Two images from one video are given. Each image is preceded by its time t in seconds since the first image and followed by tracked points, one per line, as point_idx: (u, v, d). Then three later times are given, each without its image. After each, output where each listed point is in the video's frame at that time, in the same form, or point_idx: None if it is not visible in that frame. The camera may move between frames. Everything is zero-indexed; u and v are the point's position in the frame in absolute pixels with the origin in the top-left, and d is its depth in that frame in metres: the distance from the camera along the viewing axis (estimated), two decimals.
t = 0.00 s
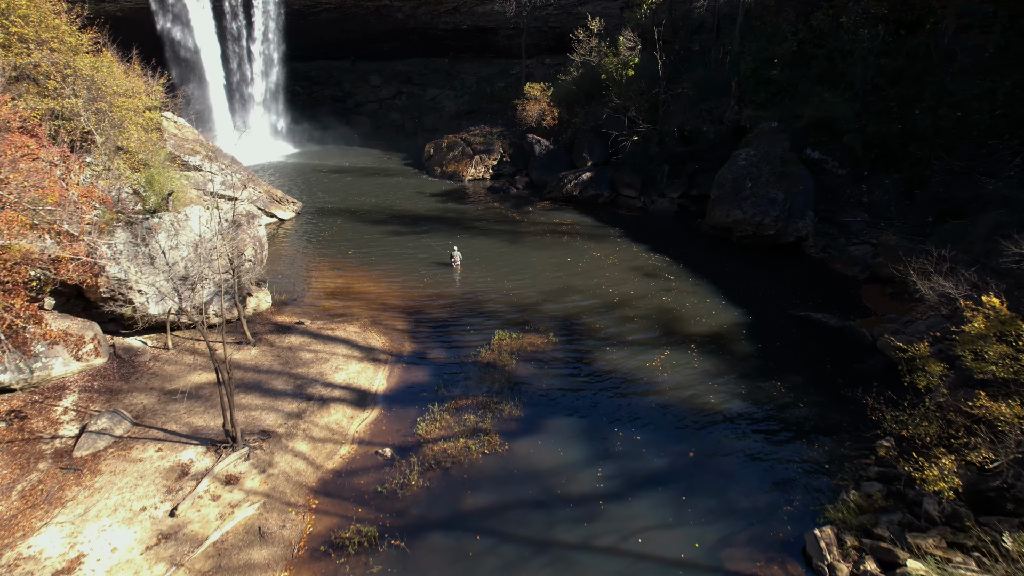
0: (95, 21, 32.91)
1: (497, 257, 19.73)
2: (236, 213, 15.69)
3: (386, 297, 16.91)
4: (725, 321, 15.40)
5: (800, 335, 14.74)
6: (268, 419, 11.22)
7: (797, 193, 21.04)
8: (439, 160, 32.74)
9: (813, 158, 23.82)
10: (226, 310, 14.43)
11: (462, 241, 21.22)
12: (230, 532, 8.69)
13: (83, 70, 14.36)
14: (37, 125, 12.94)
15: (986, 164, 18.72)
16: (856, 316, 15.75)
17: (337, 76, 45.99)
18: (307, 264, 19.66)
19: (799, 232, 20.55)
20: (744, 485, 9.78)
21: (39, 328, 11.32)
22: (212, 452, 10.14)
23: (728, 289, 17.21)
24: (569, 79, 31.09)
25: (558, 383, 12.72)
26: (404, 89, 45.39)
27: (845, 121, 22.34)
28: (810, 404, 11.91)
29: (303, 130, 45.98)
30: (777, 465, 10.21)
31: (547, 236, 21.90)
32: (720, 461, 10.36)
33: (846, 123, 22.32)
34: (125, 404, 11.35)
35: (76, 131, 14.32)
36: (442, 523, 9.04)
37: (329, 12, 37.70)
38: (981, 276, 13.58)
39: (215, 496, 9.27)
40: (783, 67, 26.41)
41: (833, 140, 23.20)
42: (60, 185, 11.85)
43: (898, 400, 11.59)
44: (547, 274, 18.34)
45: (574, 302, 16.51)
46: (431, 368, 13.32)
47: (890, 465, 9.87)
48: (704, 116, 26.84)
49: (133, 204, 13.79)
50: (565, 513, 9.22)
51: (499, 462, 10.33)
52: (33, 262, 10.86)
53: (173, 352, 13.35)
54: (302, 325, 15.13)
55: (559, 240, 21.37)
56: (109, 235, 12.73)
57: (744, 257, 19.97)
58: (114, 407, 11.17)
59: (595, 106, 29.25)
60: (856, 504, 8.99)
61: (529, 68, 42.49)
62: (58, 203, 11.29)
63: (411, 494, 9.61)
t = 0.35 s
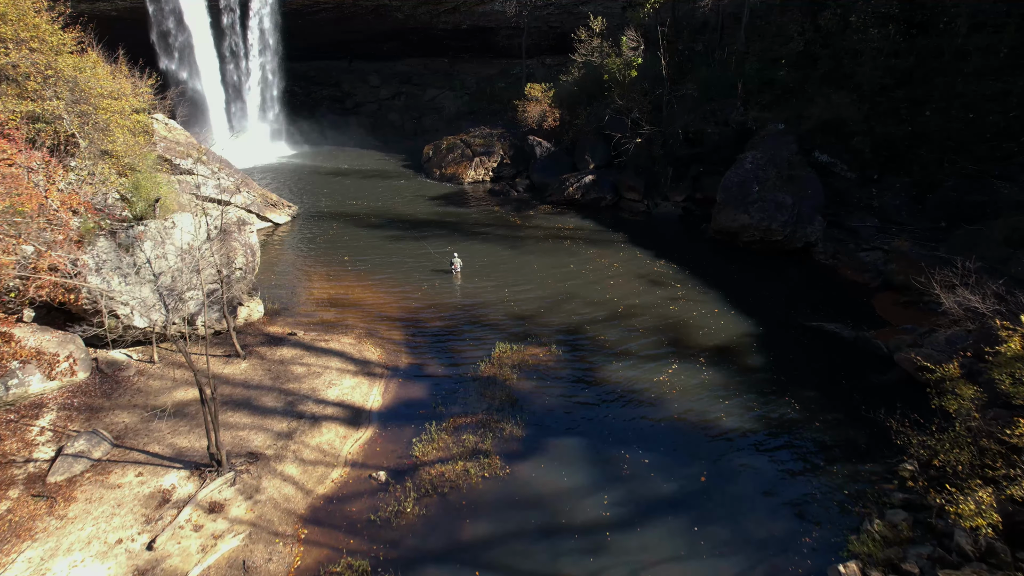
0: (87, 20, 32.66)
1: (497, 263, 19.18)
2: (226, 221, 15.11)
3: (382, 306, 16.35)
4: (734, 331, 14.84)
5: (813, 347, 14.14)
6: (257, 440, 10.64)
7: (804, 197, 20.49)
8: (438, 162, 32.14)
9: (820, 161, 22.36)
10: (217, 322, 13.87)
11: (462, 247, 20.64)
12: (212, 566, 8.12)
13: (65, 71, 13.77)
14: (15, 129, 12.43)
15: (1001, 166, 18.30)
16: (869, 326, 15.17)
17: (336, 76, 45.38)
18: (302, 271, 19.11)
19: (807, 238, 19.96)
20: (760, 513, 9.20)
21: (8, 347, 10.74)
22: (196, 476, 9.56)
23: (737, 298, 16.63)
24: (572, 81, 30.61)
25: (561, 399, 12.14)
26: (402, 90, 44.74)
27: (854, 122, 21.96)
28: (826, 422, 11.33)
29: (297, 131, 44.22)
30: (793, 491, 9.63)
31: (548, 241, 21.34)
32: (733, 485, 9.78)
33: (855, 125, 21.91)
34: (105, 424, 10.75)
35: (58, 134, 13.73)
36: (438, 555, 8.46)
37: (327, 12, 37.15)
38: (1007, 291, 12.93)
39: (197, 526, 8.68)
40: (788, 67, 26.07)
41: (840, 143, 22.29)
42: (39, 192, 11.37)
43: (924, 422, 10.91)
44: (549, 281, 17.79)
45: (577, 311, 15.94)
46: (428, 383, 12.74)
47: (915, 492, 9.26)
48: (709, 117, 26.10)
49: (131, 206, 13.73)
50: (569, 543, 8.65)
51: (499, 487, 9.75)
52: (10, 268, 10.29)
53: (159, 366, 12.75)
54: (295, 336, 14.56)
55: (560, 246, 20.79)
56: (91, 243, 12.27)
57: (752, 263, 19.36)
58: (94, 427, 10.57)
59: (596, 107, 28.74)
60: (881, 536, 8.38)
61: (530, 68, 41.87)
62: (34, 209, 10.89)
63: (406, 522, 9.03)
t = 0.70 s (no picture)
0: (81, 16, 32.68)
1: (498, 269, 18.65)
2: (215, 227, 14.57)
3: (379, 315, 15.82)
4: (744, 342, 14.30)
5: (826, 360, 13.56)
6: (245, 462, 10.09)
7: (813, 201, 19.96)
8: (437, 164, 31.50)
9: (827, 164, 22.41)
10: (208, 332, 13.25)
11: (462, 252, 20.11)
12: None
13: (46, 73, 13.26)
14: None
15: (1013, 171, 17.56)
16: (883, 336, 14.62)
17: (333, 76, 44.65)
18: (297, 278, 18.59)
19: (817, 244, 19.42)
20: (777, 543, 8.66)
21: None
22: (179, 503, 9.00)
23: (745, 306, 16.08)
24: (573, 81, 29.85)
25: (564, 416, 11.60)
26: (401, 90, 44.05)
27: (864, 125, 20.99)
28: (844, 442, 10.80)
29: (298, 131, 44.04)
30: (812, 518, 9.09)
31: (550, 246, 20.79)
32: (747, 510, 9.24)
33: (865, 128, 20.95)
34: (85, 444, 10.18)
35: (38, 138, 13.15)
36: None
37: (326, 12, 36.72)
38: None
39: (179, 559, 8.13)
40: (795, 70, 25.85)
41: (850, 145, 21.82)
42: (17, 200, 10.79)
43: (953, 447, 10.30)
44: (551, 288, 17.27)
45: (581, 319, 15.41)
46: (426, 399, 12.21)
47: (943, 520, 8.70)
48: (714, 119, 25.66)
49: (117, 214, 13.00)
50: None
51: (501, 513, 9.20)
52: None
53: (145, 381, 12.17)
54: (287, 348, 14.02)
55: (562, 251, 20.27)
56: (70, 254, 11.72)
57: (760, 270, 18.81)
58: (73, 448, 10.00)
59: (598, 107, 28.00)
60: (907, 569, 7.85)
61: (530, 69, 41.27)
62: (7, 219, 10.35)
63: (401, 553, 8.48)
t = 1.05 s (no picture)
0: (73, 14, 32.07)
1: (498, 277, 18.04)
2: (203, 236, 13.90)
3: (375, 326, 15.22)
4: (755, 356, 13.70)
5: (843, 376, 12.93)
6: (229, 489, 9.47)
7: (823, 207, 19.37)
8: (436, 166, 30.92)
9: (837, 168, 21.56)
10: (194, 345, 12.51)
11: (461, 259, 19.52)
12: None
13: (24, 75, 12.66)
14: None
15: None
16: (900, 349, 14.01)
17: (332, 77, 44.16)
18: (290, 286, 17.99)
19: (827, 250, 18.82)
20: None
21: None
22: (156, 536, 8.39)
23: (755, 317, 15.49)
24: (575, 82, 29.53)
25: (568, 436, 11.01)
26: (401, 91, 43.39)
27: (873, 127, 20.08)
28: (865, 466, 10.20)
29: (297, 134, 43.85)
30: (835, 551, 8.49)
31: (552, 252, 20.19)
32: (766, 543, 8.64)
33: (874, 130, 20.08)
34: (59, 470, 9.54)
35: (16, 144, 12.52)
36: None
37: (324, 11, 36.16)
38: None
39: None
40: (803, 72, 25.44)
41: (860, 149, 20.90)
42: None
43: (989, 480, 9.60)
44: (553, 297, 16.67)
45: (585, 331, 14.82)
46: (423, 418, 11.61)
47: (976, 556, 8.10)
48: (719, 121, 25.14)
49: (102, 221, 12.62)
50: None
51: (502, 545, 8.59)
52: None
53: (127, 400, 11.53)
54: (279, 362, 13.43)
55: (564, 258, 19.68)
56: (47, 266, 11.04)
57: (769, 278, 18.20)
58: (46, 474, 9.36)
59: (601, 109, 27.23)
60: None
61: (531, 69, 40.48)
62: None
63: None
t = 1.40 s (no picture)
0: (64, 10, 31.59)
1: (499, 285, 17.48)
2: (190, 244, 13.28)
3: (370, 338, 14.69)
4: (766, 370, 13.16)
5: (860, 392, 12.37)
6: (213, 517, 8.90)
7: (833, 212, 18.82)
8: (435, 169, 30.34)
9: (847, 172, 20.68)
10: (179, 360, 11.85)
11: (460, 265, 18.97)
12: None
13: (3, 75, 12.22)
14: None
15: None
16: (917, 361, 13.48)
17: (330, 78, 43.73)
18: (284, 294, 17.44)
19: (837, 257, 18.27)
20: None
21: None
22: (134, 572, 7.82)
23: (765, 328, 14.95)
24: (576, 82, 29.08)
25: (572, 458, 10.45)
26: (399, 92, 42.83)
27: (887, 130, 19.82)
28: (887, 490, 9.64)
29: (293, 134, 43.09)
30: None
31: (553, 258, 19.61)
32: None
33: (887, 134, 19.84)
34: (32, 497, 8.94)
35: None
36: None
37: (322, 11, 35.70)
38: None
39: None
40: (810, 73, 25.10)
41: (872, 152, 20.51)
42: None
43: None
44: (555, 306, 16.14)
45: (587, 342, 14.29)
46: (420, 437, 11.06)
47: None
48: (724, 124, 24.37)
49: (84, 228, 11.89)
50: None
51: None
52: None
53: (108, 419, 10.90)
54: (269, 376, 12.88)
55: (566, 264, 19.14)
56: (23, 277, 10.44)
57: (777, 286, 17.62)
58: (17, 503, 8.76)
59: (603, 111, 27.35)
60: None
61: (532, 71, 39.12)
62: None
63: None
